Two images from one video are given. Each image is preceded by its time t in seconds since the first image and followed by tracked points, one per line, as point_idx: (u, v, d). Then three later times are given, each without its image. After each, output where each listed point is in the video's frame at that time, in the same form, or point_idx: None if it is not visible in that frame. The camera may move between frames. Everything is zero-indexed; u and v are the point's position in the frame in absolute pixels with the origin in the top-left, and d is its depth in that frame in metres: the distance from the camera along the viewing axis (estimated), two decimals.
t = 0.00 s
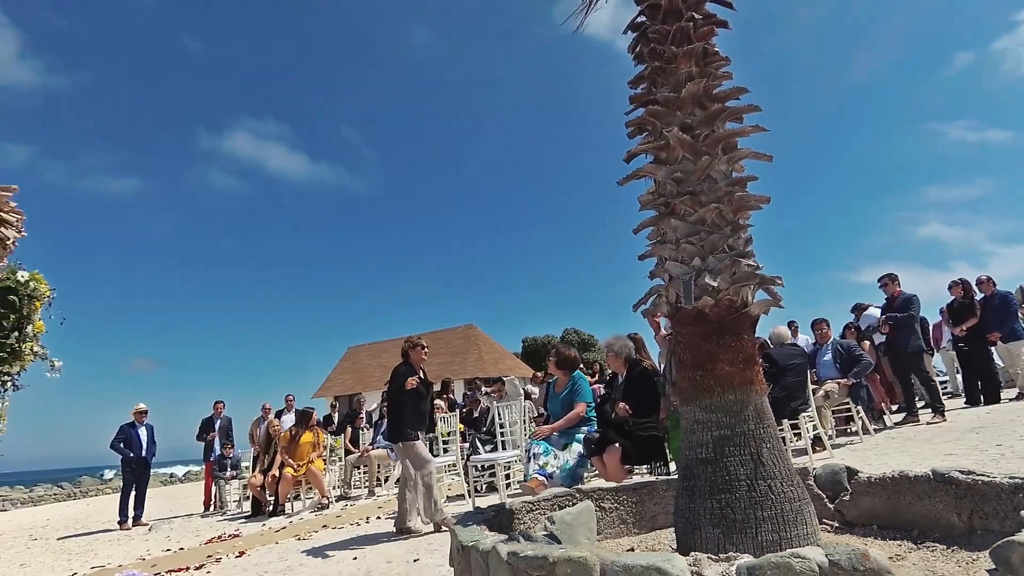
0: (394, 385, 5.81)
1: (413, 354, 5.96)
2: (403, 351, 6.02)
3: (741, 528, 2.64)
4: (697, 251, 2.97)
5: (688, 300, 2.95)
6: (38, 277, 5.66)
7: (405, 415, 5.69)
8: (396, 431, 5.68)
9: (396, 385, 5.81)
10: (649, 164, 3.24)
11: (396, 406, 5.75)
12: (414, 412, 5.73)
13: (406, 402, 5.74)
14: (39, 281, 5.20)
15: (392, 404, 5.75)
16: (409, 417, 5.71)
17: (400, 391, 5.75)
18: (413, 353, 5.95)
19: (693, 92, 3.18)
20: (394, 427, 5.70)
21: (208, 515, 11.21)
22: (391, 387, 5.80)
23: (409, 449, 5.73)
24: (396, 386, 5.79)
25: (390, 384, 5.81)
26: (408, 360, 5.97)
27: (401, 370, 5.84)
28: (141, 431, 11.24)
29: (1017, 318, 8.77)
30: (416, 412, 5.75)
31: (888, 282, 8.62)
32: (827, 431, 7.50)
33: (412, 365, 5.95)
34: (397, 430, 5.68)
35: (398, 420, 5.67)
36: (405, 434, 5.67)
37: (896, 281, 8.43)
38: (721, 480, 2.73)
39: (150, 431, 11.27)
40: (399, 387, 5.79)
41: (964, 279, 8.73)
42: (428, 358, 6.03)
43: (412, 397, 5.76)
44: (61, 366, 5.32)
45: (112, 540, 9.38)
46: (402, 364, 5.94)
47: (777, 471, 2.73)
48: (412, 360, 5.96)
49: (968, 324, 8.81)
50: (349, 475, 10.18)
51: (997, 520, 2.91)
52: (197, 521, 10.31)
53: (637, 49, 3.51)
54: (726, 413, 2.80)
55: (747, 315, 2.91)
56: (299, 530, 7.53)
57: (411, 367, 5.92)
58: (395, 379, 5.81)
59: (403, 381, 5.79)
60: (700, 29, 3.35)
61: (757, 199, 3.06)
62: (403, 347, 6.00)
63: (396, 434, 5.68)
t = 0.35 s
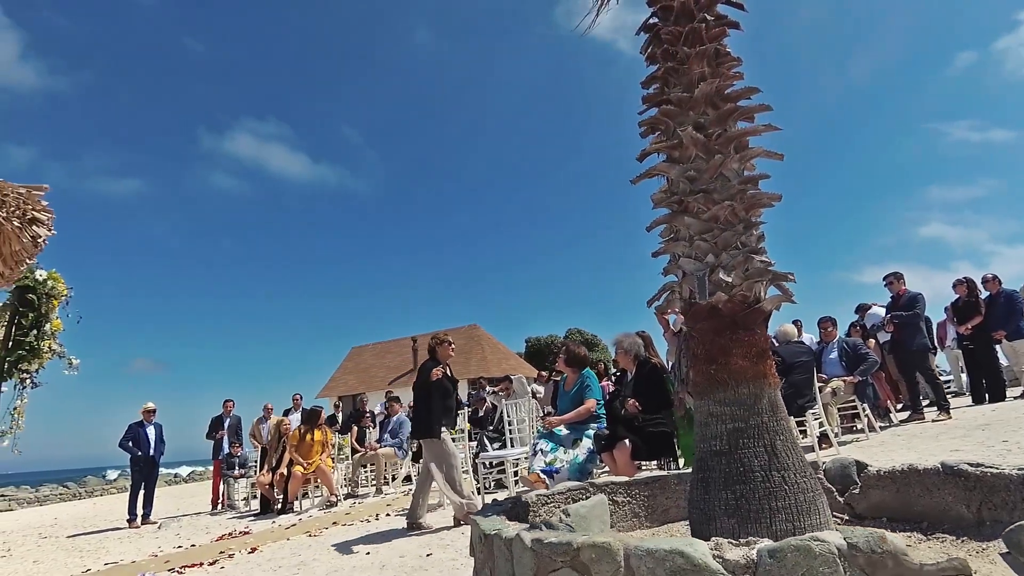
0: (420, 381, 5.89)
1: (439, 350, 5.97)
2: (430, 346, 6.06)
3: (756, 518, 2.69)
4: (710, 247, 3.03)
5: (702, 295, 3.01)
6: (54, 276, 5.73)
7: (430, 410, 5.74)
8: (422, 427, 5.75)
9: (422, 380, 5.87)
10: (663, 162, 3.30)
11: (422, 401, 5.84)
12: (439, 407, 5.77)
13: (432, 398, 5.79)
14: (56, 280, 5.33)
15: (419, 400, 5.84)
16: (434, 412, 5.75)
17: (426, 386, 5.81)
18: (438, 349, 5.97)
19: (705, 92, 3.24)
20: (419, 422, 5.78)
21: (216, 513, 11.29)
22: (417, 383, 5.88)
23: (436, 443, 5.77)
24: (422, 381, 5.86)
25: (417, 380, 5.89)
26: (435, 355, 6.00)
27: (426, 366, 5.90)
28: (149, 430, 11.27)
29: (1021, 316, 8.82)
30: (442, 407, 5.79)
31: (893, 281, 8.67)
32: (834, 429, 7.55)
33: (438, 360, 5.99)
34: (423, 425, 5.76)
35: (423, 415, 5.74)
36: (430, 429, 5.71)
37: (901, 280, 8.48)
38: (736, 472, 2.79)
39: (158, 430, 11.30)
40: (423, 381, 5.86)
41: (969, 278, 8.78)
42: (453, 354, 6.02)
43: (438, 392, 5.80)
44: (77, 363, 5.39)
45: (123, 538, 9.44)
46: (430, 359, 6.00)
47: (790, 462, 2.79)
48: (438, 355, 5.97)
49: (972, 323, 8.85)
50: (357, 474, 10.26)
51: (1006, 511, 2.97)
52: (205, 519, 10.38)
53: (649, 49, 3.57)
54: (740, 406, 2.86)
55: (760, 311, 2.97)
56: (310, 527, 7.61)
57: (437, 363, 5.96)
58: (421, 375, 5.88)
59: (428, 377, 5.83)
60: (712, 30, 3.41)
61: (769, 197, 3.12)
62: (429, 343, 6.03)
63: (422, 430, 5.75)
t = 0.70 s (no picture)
0: (449, 372, 5.98)
1: (469, 346, 6.16)
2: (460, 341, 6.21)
3: (770, 507, 2.76)
4: (723, 243, 3.09)
5: (716, 290, 3.06)
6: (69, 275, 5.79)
7: (457, 402, 5.84)
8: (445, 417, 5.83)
9: (454, 372, 5.96)
10: (675, 160, 3.36)
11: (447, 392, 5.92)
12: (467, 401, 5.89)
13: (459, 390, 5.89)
14: (72, 279, 5.36)
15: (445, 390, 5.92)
16: (459, 404, 5.86)
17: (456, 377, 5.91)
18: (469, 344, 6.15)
19: (717, 91, 3.30)
20: (443, 414, 5.85)
21: (224, 511, 11.37)
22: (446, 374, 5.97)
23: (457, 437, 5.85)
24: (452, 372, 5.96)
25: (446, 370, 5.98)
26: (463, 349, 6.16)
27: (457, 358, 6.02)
28: (157, 428, 11.34)
29: None
30: (466, 402, 5.90)
31: (898, 278, 8.72)
32: (840, 425, 7.60)
33: (468, 357, 6.13)
34: (447, 415, 5.83)
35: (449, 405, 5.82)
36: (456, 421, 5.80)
37: (905, 277, 8.53)
38: (750, 463, 2.85)
39: (166, 428, 11.37)
40: (458, 375, 5.93)
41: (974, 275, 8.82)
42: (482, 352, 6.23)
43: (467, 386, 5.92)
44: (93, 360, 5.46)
45: (132, 535, 9.50)
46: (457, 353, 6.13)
47: (804, 453, 2.85)
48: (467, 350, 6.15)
49: (976, 320, 8.88)
50: (364, 471, 10.33)
51: (1015, 501, 3.03)
52: (214, 517, 10.46)
53: (661, 49, 3.63)
54: (754, 399, 2.92)
55: (773, 305, 3.02)
56: (320, 523, 7.68)
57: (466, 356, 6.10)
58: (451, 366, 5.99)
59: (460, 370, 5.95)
60: (723, 30, 3.46)
61: (781, 193, 3.17)
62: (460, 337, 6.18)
63: (443, 421, 5.83)
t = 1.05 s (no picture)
0: (477, 367, 5.96)
1: (493, 343, 6.19)
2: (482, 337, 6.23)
3: (785, 499, 2.80)
4: (736, 239, 3.13)
5: (729, 285, 3.10)
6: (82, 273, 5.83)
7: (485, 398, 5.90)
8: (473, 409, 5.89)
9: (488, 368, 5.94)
10: (688, 157, 3.40)
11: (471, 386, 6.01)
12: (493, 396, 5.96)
13: (484, 385, 5.96)
14: (86, 277, 5.40)
15: (471, 384, 5.96)
16: (484, 400, 5.95)
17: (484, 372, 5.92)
18: (492, 340, 6.18)
19: (729, 88, 3.34)
20: (466, 407, 5.93)
21: (232, 509, 11.43)
22: (473, 369, 5.96)
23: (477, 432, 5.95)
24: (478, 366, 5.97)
25: (473, 365, 5.95)
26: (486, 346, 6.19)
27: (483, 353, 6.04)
28: (165, 427, 11.40)
29: None
30: (489, 397, 5.98)
31: (904, 276, 8.74)
32: (846, 422, 7.63)
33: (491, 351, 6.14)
34: (472, 410, 5.91)
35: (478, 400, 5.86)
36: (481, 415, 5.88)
37: (911, 275, 8.56)
38: (764, 456, 2.89)
39: (174, 427, 11.43)
40: (491, 371, 5.93)
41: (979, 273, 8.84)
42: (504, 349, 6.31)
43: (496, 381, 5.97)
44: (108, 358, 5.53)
45: (142, 532, 9.56)
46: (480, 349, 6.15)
47: (817, 446, 2.88)
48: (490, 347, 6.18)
49: (981, 317, 8.91)
50: (371, 469, 10.38)
51: None
52: (222, 514, 10.52)
53: (673, 47, 3.66)
54: (767, 392, 2.95)
55: (786, 300, 3.06)
56: (330, 520, 7.72)
57: (489, 352, 6.11)
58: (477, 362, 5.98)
59: (487, 365, 5.95)
60: (735, 28, 3.49)
61: (793, 189, 3.20)
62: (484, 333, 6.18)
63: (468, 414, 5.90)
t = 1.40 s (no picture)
0: (512, 365, 6.04)
1: (522, 340, 6.23)
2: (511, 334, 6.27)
3: (808, 493, 2.82)
4: (756, 235, 3.14)
5: (751, 280, 3.11)
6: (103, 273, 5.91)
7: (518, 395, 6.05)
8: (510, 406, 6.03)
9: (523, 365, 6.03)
10: (707, 154, 3.41)
11: (503, 382, 6.07)
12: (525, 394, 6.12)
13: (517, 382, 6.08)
14: (108, 276, 5.47)
15: (505, 382, 6.03)
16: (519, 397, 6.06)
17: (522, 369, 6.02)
18: (523, 339, 6.22)
19: (749, 85, 3.35)
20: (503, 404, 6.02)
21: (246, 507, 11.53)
22: (509, 366, 6.02)
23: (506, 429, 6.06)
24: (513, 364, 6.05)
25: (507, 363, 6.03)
26: (514, 343, 6.21)
27: (518, 351, 6.13)
28: (180, 426, 11.51)
29: None
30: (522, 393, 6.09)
31: (918, 273, 8.71)
32: (861, 419, 7.61)
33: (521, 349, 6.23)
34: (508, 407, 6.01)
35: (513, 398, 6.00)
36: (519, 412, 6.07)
37: (926, 271, 8.52)
38: (787, 450, 2.90)
39: (189, 426, 11.54)
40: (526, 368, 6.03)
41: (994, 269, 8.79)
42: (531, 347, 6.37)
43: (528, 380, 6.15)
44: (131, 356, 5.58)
45: (159, 530, 9.66)
46: (510, 346, 6.17)
47: (840, 440, 2.90)
48: (518, 344, 6.24)
49: (997, 314, 8.86)
50: (384, 467, 10.45)
51: None
52: (237, 512, 10.61)
53: (691, 44, 3.67)
54: (789, 386, 2.97)
55: (807, 295, 3.07)
56: (346, 517, 7.78)
57: (519, 349, 6.17)
58: (514, 359, 6.08)
59: (524, 364, 6.06)
60: (753, 25, 3.50)
61: (813, 184, 3.21)
62: (515, 330, 6.20)
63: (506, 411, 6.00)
